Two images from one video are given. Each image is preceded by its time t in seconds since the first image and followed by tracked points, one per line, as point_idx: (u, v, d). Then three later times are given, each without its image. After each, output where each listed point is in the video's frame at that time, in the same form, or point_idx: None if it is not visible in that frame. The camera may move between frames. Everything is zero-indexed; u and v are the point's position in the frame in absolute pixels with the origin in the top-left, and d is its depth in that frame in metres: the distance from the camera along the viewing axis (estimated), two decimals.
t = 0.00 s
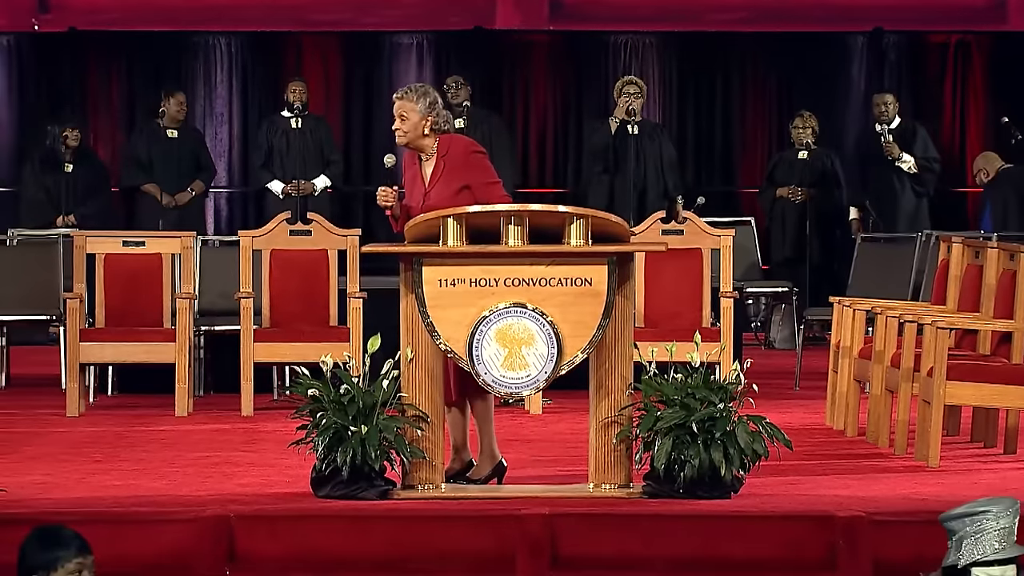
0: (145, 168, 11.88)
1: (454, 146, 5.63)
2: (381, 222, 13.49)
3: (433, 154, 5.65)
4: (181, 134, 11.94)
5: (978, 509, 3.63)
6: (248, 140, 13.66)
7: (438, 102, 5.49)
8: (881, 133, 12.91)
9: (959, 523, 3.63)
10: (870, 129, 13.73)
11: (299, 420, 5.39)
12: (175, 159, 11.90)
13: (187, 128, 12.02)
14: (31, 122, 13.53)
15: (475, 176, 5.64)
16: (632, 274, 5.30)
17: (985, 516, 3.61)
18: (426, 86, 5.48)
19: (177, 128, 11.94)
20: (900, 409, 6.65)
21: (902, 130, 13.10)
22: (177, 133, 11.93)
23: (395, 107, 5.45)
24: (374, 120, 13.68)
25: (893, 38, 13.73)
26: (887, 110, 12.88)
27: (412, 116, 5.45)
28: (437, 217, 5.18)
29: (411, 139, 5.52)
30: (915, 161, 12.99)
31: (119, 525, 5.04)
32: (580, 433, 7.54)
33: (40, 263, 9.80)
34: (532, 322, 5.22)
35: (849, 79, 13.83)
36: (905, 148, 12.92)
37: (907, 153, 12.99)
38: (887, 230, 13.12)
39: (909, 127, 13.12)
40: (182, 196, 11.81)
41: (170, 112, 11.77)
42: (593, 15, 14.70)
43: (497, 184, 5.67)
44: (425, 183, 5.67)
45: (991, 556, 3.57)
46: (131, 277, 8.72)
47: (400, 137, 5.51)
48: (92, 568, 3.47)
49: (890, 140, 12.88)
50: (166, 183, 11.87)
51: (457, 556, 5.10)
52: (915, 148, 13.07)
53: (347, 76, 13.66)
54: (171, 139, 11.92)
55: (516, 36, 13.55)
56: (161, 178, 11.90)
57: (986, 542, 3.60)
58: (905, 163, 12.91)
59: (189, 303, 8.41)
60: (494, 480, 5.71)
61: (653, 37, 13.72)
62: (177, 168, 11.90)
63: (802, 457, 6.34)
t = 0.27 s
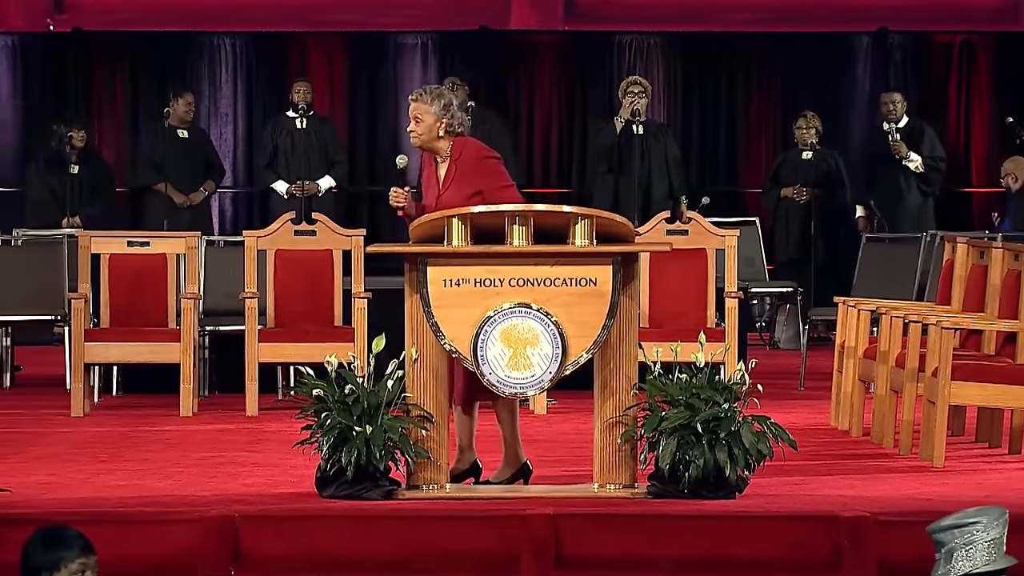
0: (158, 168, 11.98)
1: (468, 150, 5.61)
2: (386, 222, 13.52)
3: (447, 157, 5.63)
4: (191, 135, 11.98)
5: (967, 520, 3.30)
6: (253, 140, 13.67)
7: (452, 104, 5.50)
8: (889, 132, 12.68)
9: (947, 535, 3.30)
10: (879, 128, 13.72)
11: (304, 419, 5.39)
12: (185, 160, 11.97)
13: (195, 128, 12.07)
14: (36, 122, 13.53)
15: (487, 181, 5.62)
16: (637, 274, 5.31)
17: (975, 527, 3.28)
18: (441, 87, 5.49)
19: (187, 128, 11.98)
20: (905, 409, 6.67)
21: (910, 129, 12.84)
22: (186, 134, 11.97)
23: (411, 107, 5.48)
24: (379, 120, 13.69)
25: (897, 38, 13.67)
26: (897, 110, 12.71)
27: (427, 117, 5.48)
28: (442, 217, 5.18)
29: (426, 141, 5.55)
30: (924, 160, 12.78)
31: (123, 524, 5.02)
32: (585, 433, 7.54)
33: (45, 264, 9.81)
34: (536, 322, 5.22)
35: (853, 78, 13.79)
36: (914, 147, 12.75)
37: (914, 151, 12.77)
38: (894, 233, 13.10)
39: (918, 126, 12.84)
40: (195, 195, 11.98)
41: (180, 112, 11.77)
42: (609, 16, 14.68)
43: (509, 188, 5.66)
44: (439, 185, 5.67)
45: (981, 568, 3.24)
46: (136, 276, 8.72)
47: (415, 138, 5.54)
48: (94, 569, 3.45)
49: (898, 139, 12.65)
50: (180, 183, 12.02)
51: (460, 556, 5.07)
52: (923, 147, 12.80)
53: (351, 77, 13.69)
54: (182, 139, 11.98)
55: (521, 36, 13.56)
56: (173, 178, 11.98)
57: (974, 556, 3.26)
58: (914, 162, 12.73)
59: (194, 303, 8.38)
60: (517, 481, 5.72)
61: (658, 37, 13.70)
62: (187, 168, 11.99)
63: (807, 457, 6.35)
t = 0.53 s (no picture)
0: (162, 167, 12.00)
1: (487, 153, 5.59)
2: (387, 222, 13.58)
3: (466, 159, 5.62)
4: (196, 135, 12.04)
5: (965, 523, 3.42)
6: (254, 139, 13.68)
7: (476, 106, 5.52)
8: (897, 130, 12.75)
9: (945, 538, 3.43)
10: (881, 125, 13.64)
11: (305, 420, 5.38)
12: (190, 159, 12.04)
13: (200, 127, 12.13)
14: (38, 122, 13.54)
15: (503, 186, 5.59)
16: (638, 274, 5.31)
17: (973, 531, 3.41)
18: (462, 89, 5.50)
19: (192, 128, 12.04)
20: (907, 410, 6.68)
21: (918, 129, 12.91)
22: (191, 134, 12.02)
23: (432, 108, 5.49)
24: (380, 120, 13.69)
25: (899, 38, 13.63)
26: (905, 108, 12.71)
27: (447, 118, 5.49)
28: (443, 217, 5.18)
29: (446, 141, 5.55)
30: (930, 160, 12.86)
31: (124, 524, 5.01)
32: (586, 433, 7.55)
33: (46, 263, 9.81)
34: (537, 322, 5.22)
35: (854, 78, 13.77)
36: (922, 147, 12.83)
37: (920, 150, 12.86)
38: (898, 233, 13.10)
39: (926, 126, 12.92)
40: (201, 194, 12.09)
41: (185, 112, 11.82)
42: (614, 16, 14.75)
43: (526, 194, 5.62)
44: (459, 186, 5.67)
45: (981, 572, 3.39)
46: (137, 276, 8.72)
47: (436, 139, 5.54)
48: (95, 570, 3.47)
49: (905, 137, 12.74)
50: (185, 183, 12.06)
51: (460, 556, 5.06)
52: (930, 147, 12.87)
53: (352, 77, 13.69)
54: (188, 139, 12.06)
55: (522, 36, 13.57)
56: (177, 178, 12.03)
57: (972, 558, 3.41)
58: (920, 161, 12.79)
59: (195, 304, 8.42)
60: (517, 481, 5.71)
61: (659, 37, 13.69)
62: (191, 167, 12.04)
63: (808, 457, 6.36)
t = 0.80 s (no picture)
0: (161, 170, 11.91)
1: (499, 152, 5.61)
2: (387, 222, 13.59)
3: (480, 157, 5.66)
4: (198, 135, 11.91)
5: (995, 538, 3.36)
6: (254, 140, 13.65)
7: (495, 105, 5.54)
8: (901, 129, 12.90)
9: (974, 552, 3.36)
10: (881, 126, 13.68)
11: (305, 420, 5.39)
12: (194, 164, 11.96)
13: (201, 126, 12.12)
14: (37, 123, 13.53)
15: (511, 188, 5.60)
16: (638, 274, 5.30)
17: (1005, 546, 3.33)
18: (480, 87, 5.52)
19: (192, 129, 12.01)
20: (907, 410, 6.68)
21: (923, 129, 13.01)
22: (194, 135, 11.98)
23: (449, 105, 5.52)
24: (380, 120, 13.68)
25: (899, 38, 13.67)
26: (911, 108, 12.95)
27: (462, 115, 5.51)
28: (443, 217, 5.18)
29: (461, 138, 5.57)
30: (935, 162, 12.96)
31: (124, 524, 5.01)
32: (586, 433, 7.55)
33: (46, 263, 9.81)
34: (537, 322, 5.21)
35: (854, 78, 13.79)
36: (926, 148, 12.92)
37: (924, 151, 12.95)
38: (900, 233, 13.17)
39: (932, 127, 13.01)
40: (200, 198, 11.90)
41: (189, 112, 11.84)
42: (614, 16, 14.76)
43: (534, 197, 5.64)
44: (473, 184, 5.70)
45: None
46: (137, 276, 8.71)
47: (451, 135, 5.57)
48: (93, 569, 3.47)
49: (909, 138, 12.84)
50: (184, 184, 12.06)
51: (460, 556, 5.05)
52: (934, 149, 12.96)
53: (352, 77, 13.68)
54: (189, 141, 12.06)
55: (522, 36, 13.58)
56: (176, 180, 12.08)
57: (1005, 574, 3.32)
58: (923, 163, 12.90)
59: (195, 304, 8.42)
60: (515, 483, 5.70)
61: (659, 37, 13.69)
62: (192, 170, 12.02)
63: (808, 458, 6.36)
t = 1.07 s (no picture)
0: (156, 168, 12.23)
1: (505, 150, 5.61)
2: (387, 221, 13.59)
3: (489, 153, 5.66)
4: (194, 137, 12.20)
5: None
6: (254, 140, 13.64)
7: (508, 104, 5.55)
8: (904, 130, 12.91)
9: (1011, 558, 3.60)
10: (881, 127, 13.66)
11: (305, 420, 5.39)
12: (186, 161, 12.20)
13: (200, 127, 12.30)
14: (37, 122, 13.53)
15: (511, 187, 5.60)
16: (638, 275, 5.30)
17: None
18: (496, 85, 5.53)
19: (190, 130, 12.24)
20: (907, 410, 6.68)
21: (924, 130, 13.01)
22: (190, 136, 12.20)
23: (464, 100, 5.55)
24: (380, 120, 13.68)
25: (899, 39, 13.67)
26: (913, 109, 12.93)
27: (474, 111, 5.54)
28: (443, 217, 5.18)
29: (473, 134, 5.60)
30: (936, 163, 12.98)
31: (124, 524, 5.01)
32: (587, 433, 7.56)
33: (46, 263, 9.82)
34: (537, 322, 5.21)
35: (854, 78, 13.79)
36: (927, 148, 12.93)
37: (925, 152, 12.96)
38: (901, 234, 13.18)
39: (934, 127, 13.01)
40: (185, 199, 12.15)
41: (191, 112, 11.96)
42: (615, 16, 14.76)
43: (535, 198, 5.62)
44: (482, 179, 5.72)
45: None
46: (137, 277, 8.71)
47: (463, 130, 5.60)
48: (93, 569, 3.47)
49: (910, 138, 12.88)
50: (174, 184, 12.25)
51: (459, 556, 5.05)
52: (935, 149, 12.97)
53: (352, 77, 13.69)
54: (185, 141, 12.17)
55: (523, 36, 13.59)
56: (172, 180, 12.17)
57: None
58: (923, 163, 12.92)
59: (195, 304, 8.42)
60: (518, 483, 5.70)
61: (659, 37, 13.70)
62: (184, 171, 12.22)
63: (808, 458, 6.36)
